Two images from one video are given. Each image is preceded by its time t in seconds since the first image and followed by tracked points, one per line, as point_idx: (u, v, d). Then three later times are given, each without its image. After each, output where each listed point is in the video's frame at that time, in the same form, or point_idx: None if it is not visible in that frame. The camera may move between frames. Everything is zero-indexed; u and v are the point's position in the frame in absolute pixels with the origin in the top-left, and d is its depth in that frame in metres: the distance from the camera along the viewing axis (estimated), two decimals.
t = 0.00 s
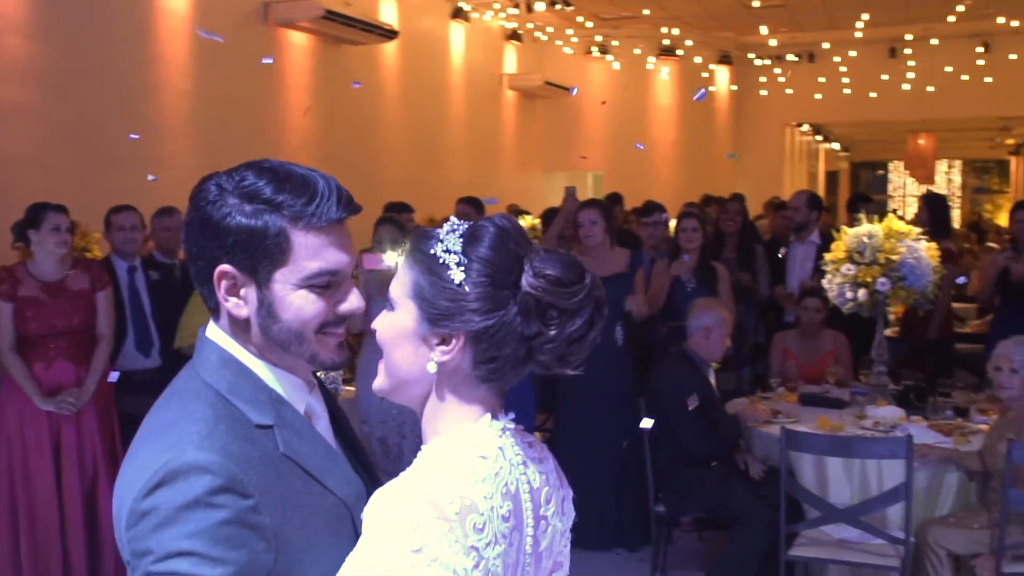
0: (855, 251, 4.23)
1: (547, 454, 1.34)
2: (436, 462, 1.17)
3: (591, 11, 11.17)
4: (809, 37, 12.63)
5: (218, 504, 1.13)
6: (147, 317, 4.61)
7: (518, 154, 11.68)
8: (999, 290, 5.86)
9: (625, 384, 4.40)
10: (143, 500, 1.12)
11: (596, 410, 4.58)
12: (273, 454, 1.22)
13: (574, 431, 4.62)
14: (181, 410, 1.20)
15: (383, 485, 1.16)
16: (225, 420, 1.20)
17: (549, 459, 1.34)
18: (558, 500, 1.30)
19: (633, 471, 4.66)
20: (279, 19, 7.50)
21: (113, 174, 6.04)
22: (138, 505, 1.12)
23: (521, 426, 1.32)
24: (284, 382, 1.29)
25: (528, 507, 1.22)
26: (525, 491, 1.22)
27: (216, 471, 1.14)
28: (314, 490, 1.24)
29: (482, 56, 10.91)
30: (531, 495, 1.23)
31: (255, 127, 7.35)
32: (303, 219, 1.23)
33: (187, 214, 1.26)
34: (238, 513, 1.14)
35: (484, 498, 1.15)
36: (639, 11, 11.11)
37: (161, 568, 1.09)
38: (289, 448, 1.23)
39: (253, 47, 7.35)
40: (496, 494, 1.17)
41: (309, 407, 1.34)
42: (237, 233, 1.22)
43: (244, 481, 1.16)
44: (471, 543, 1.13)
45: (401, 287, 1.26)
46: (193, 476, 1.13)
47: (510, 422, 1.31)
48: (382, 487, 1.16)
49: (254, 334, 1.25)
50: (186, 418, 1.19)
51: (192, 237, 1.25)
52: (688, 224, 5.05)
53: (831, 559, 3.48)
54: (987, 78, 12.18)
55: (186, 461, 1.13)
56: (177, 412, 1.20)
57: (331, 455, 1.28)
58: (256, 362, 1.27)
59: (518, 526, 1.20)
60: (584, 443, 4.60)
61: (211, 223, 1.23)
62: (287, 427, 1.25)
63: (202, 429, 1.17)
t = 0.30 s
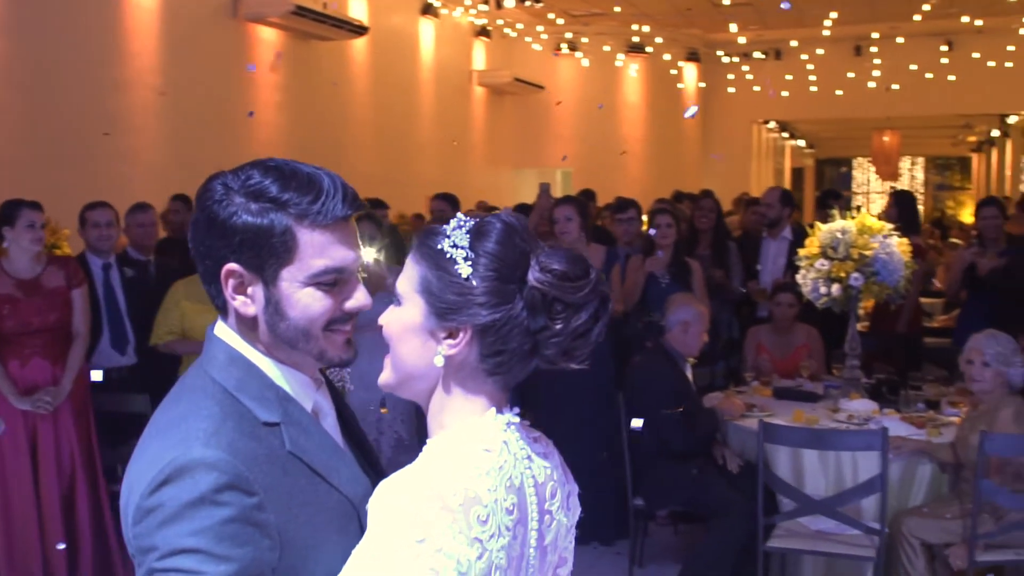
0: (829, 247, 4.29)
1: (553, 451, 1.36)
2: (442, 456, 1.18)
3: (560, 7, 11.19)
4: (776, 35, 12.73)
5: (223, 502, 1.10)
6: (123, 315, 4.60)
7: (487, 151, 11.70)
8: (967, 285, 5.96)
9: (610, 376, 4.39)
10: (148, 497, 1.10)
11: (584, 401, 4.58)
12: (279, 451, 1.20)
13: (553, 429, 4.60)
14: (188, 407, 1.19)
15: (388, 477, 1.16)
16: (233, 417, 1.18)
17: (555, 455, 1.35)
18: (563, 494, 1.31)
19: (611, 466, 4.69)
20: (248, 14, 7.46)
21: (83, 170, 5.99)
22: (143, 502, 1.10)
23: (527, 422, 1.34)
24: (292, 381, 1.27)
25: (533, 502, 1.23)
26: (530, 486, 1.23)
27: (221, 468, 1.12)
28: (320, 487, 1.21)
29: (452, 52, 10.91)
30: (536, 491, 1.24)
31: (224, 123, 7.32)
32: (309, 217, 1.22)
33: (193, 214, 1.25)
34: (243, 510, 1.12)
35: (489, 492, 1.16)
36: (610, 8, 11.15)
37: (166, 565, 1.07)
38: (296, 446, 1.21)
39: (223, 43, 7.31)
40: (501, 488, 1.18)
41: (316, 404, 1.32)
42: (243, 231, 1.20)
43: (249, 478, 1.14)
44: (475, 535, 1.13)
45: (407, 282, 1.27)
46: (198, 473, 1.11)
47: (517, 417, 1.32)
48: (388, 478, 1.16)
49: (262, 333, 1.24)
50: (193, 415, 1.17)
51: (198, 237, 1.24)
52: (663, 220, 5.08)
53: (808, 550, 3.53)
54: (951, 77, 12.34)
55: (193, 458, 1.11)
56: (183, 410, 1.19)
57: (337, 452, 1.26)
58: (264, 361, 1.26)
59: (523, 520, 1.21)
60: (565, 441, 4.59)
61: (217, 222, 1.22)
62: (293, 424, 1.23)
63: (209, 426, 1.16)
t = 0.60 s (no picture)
0: (800, 242, 4.35)
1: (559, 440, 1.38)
2: (451, 445, 1.20)
3: (526, 4, 11.21)
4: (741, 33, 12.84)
5: (233, 497, 1.06)
6: (95, 310, 4.54)
7: (452, 148, 11.71)
8: (931, 279, 6.08)
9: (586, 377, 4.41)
10: (159, 492, 1.06)
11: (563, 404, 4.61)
12: (289, 447, 1.14)
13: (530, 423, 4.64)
14: (198, 402, 1.14)
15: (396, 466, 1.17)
16: (243, 412, 1.14)
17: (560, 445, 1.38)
18: (569, 482, 1.34)
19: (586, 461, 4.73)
20: (214, 10, 7.41)
21: (48, 166, 5.94)
22: (155, 498, 1.07)
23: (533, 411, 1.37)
24: (302, 377, 1.23)
25: (541, 488, 1.26)
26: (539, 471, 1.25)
27: (230, 463, 1.08)
28: (330, 483, 1.16)
29: (417, 49, 10.90)
30: (545, 477, 1.26)
31: (190, 119, 7.28)
32: (316, 215, 1.18)
33: (202, 213, 1.22)
34: (252, 506, 1.07)
35: (499, 476, 1.18)
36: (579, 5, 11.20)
37: (176, 559, 1.04)
38: (306, 441, 1.16)
39: (188, 38, 7.25)
40: (510, 473, 1.20)
41: (327, 399, 1.27)
42: (252, 229, 1.17)
43: (259, 474, 1.10)
44: (485, 518, 1.15)
45: (417, 273, 1.30)
46: (208, 468, 1.07)
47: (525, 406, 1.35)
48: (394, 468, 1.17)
49: (272, 329, 1.20)
50: (204, 410, 1.13)
51: (207, 235, 1.21)
52: (634, 215, 5.12)
53: (782, 540, 3.59)
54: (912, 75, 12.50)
55: (202, 453, 1.07)
56: (195, 405, 1.14)
57: (347, 446, 1.20)
58: (274, 356, 1.22)
59: (532, 506, 1.23)
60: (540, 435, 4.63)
61: (225, 220, 1.19)
62: (304, 420, 1.17)
63: (219, 421, 1.11)
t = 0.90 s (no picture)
0: (777, 239, 4.40)
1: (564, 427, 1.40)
2: (463, 429, 1.21)
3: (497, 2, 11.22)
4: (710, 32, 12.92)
5: (248, 491, 1.05)
6: (72, 307, 4.53)
7: (423, 145, 11.73)
8: (902, 276, 6.16)
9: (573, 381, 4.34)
10: (176, 486, 1.05)
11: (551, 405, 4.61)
12: (303, 440, 1.14)
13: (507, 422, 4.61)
14: (211, 398, 1.14)
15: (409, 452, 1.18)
16: (257, 405, 1.13)
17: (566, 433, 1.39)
18: (576, 467, 1.36)
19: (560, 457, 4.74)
20: (184, 6, 7.36)
21: (20, 162, 5.90)
22: (171, 491, 1.05)
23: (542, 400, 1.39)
24: (313, 370, 1.23)
25: (553, 472, 1.28)
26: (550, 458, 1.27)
27: (245, 457, 1.07)
28: (342, 475, 1.16)
29: (388, 45, 10.88)
30: (554, 466, 1.28)
31: (161, 116, 7.24)
32: (326, 211, 1.16)
33: (211, 210, 1.19)
34: (267, 499, 1.06)
35: (513, 459, 1.19)
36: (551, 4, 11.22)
37: (194, 553, 1.03)
38: (319, 434, 1.16)
39: (159, 33, 7.21)
40: (524, 457, 1.21)
41: (338, 394, 1.27)
42: (263, 226, 1.15)
43: (274, 467, 1.09)
44: (502, 498, 1.16)
45: (429, 263, 1.30)
46: (223, 462, 1.06)
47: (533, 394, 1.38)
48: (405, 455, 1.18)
49: (283, 325, 1.19)
50: (218, 404, 1.12)
51: (216, 232, 1.19)
52: (610, 212, 5.16)
53: (759, 533, 3.64)
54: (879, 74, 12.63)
55: (218, 447, 1.06)
56: (207, 400, 1.14)
57: (359, 441, 1.20)
58: (287, 351, 1.21)
59: (543, 489, 1.24)
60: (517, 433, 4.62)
61: (236, 218, 1.16)
62: (316, 414, 1.17)
63: (234, 415, 1.10)
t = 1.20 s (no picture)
0: (753, 237, 4.45)
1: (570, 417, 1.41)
2: (478, 418, 1.19)
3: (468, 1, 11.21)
4: (680, 31, 12.98)
5: (266, 480, 1.06)
6: (48, 306, 4.48)
7: (393, 143, 11.71)
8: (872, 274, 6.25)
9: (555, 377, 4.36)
10: (194, 476, 1.06)
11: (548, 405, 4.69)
12: (316, 431, 1.15)
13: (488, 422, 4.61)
14: (225, 389, 1.14)
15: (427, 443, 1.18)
16: (271, 396, 1.13)
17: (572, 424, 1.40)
18: (581, 457, 1.37)
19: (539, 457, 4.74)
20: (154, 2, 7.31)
21: None
22: (189, 482, 1.06)
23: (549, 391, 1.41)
24: (322, 362, 1.22)
25: (566, 461, 1.28)
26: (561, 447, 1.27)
27: (262, 447, 1.07)
28: (356, 466, 1.17)
29: (359, 43, 10.85)
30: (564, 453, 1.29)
31: (131, 113, 7.19)
32: (337, 207, 1.14)
33: (221, 205, 1.18)
34: (284, 489, 1.07)
35: (528, 445, 1.19)
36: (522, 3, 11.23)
37: (212, 543, 1.03)
38: (331, 425, 1.16)
39: (129, 30, 7.15)
40: (537, 444, 1.21)
41: (349, 386, 1.28)
42: (274, 222, 1.13)
43: (290, 456, 1.10)
44: (519, 483, 1.16)
45: (443, 255, 1.27)
46: (241, 452, 1.06)
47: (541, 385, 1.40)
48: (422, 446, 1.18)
49: (294, 319, 1.18)
50: (233, 396, 1.12)
51: (227, 226, 1.17)
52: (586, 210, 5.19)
53: (739, 528, 3.68)
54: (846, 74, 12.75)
55: (236, 438, 1.07)
56: (221, 391, 1.14)
57: (370, 433, 1.21)
58: (300, 347, 1.21)
59: (555, 476, 1.24)
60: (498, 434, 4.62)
61: (247, 213, 1.15)
62: (328, 406, 1.18)
63: (250, 406, 1.11)
